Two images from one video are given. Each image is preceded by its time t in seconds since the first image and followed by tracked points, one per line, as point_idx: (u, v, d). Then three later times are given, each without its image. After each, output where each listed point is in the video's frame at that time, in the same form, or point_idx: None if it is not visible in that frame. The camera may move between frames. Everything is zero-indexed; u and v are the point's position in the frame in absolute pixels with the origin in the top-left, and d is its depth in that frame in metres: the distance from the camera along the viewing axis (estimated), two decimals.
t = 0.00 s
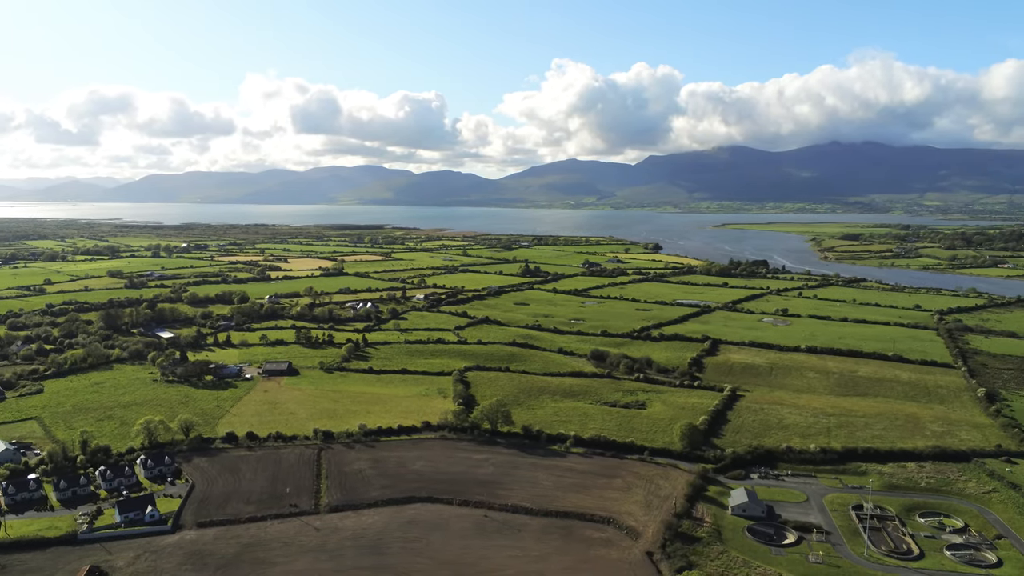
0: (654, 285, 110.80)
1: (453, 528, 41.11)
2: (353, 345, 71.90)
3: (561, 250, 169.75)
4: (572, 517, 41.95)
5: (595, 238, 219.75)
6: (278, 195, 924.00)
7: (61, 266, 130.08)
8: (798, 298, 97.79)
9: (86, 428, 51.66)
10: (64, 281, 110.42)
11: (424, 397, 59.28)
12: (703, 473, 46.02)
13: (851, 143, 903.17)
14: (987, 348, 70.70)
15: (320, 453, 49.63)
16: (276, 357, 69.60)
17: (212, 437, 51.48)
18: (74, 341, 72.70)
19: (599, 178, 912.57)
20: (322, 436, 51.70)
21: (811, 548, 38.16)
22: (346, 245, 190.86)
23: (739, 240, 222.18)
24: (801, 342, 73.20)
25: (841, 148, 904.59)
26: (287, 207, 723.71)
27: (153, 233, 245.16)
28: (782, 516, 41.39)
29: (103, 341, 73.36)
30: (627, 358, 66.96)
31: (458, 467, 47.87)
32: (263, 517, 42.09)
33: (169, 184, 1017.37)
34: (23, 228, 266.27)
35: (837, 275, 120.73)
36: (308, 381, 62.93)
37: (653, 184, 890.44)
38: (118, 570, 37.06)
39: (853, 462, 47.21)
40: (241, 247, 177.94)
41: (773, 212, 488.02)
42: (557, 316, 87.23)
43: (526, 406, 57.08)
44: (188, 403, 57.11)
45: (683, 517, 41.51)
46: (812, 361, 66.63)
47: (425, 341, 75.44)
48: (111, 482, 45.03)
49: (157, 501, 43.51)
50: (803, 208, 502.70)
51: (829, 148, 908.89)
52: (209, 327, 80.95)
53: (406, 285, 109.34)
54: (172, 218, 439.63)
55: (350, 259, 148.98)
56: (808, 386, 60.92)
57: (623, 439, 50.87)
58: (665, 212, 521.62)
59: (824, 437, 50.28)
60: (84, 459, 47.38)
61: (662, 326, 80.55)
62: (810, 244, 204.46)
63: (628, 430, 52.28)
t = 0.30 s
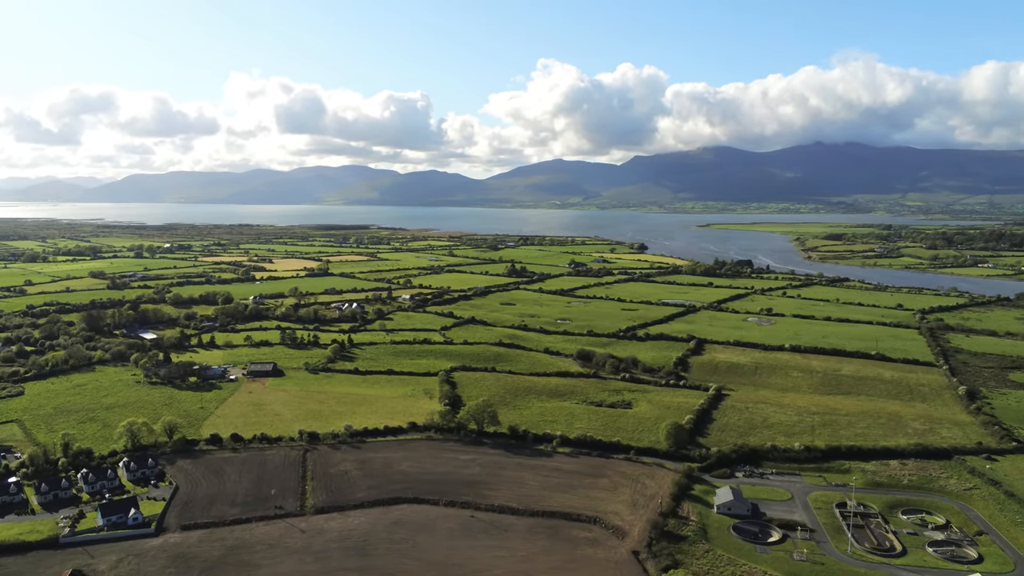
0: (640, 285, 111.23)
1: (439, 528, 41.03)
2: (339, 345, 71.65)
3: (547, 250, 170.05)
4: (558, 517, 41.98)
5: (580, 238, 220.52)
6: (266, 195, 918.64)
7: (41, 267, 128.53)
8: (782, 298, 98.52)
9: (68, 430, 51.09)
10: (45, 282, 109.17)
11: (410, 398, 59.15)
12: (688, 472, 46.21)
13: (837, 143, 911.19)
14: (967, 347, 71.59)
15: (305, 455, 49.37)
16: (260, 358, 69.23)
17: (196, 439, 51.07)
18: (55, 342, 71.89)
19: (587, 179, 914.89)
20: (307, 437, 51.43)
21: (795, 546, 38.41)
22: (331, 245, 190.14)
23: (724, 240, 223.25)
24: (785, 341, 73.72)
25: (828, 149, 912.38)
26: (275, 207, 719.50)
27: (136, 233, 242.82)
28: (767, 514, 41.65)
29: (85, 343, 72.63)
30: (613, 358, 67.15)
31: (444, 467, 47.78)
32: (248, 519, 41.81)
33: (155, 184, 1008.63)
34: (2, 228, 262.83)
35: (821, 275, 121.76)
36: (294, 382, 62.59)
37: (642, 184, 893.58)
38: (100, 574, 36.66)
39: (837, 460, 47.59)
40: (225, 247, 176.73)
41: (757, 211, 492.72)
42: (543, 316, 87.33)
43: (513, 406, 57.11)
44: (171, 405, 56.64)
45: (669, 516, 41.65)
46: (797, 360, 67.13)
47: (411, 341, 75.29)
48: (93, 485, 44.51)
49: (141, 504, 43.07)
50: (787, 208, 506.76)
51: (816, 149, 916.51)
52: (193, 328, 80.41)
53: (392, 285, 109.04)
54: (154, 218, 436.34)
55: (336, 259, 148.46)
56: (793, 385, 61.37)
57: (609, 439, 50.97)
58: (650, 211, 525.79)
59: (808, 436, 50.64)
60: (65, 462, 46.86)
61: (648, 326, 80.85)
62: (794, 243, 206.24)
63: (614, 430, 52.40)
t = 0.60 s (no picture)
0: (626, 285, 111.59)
1: (425, 529, 40.93)
2: (324, 346, 71.34)
3: (533, 251, 170.16)
4: (545, 517, 42.00)
5: (565, 238, 220.93)
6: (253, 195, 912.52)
7: (21, 268, 126.88)
8: (766, 297, 99.18)
9: (49, 433, 50.49)
10: (24, 283, 107.77)
11: (395, 398, 58.99)
12: (674, 471, 46.39)
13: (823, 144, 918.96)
14: (948, 345, 72.43)
15: (290, 456, 49.09)
16: (244, 359, 68.80)
17: (179, 441, 50.66)
18: (35, 344, 71.03)
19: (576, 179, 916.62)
20: (292, 438, 51.17)
21: (779, 544, 38.67)
22: (316, 245, 189.14)
23: (708, 240, 224.00)
24: (769, 340, 74.23)
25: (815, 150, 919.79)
26: (262, 207, 714.69)
27: (117, 234, 240.02)
28: (751, 513, 41.89)
29: (66, 345, 71.81)
30: (599, 357, 67.32)
31: (430, 468, 47.69)
32: (232, 521, 41.51)
33: (141, 184, 999.10)
34: None
35: (805, 275, 122.73)
36: (278, 383, 62.24)
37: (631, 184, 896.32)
38: None
39: (820, 458, 47.98)
40: (208, 248, 175.35)
41: (741, 211, 496.60)
42: (529, 316, 87.40)
43: (499, 406, 57.10)
44: (154, 407, 56.12)
45: (655, 515, 41.79)
46: (780, 359, 67.62)
47: (397, 341, 75.08)
48: (75, 488, 44.09)
49: (123, 507, 42.71)
50: (773, 208, 510.72)
51: (803, 150, 923.73)
52: (176, 329, 79.79)
53: (378, 285, 108.71)
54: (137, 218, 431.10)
55: (321, 260, 147.80)
56: (777, 384, 61.78)
57: (595, 438, 51.08)
58: (637, 211, 528.37)
59: (792, 434, 51.00)
60: (46, 465, 46.32)
61: (633, 325, 81.15)
62: (778, 243, 207.79)
63: (600, 430, 52.52)
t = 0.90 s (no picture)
0: (612, 285, 111.91)
1: (411, 530, 40.85)
2: (309, 347, 70.98)
3: (518, 251, 170.23)
4: (531, 517, 42.04)
5: (551, 238, 221.15)
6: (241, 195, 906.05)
7: None
8: (750, 297, 99.88)
9: (29, 436, 49.84)
10: (3, 284, 106.26)
11: (381, 399, 58.82)
12: (659, 470, 46.55)
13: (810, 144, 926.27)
14: (929, 343, 73.25)
15: (275, 458, 48.83)
16: (228, 360, 68.33)
17: (162, 443, 50.23)
18: (15, 345, 70.10)
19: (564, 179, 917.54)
20: (277, 440, 50.89)
21: (763, 541, 38.93)
22: (301, 246, 188.03)
23: (693, 240, 224.67)
24: (753, 340, 74.72)
25: (802, 150, 926.60)
26: (248, 207, 709.26)
27: (97, 234, 237.04)
28: (736, 511, 42.14)
29: (46, 346, 70.94)
30: (584, 357, 67.47)
31: (416, 468, 47.58)
32: (216, 524, 41.20)
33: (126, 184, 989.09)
34: None
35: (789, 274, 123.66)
36: (263, 384, 61.87)
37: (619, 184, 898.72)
38: None
39: (803, 456, 48.36)
40: (191, 248, 173.81)
41: (725, 211, 499.53)
42: (515, 316, 87.42)
43: (485, 406, 57.09)
44: (136, 409, 55.59)
45: (640, 514, 41.94)
46: (764, 358, 68.07)
47: (382, 342, 74.85)
48: (56, 492, 43.54)
49: (105, 510, 42.22)
50: (758, 207, 514.35)
51: (790, 150, 930.59)
52: (158, 330, 79.10)
53: (363, 286, 108.29)
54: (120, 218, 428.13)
55: (305, 260, 146.98)
56: (761, 382, 62.20)
57: (581, 438, 51.19)
58: (619, 211, 530.36)
59: (776, 432, 51.36)
60: (26, 468, 45.71)
61: (619, 325, 81.39)
62: (762, 243, 209.23)
63: (586, 429, 52.63)
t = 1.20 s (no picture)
0: (597, 285, 112.16)
1: (398, 531, 40.71)
2: (293, 348, 70.58)
3: (504, 251, 170.19)
4: (517, 517, 42.04)
5: (537, 239, 221.21)
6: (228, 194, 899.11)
7: None
8: (735, 296, 100.47)
9: (8, 439, 49.17)
10: None
11: (367, 400, 58.59)
12: (645, 469, 46.70)
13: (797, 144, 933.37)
14: (911, 342, 74.03)
15: (259, 459, 48.54)
16: (212, 361, 67.80)
17: (145, 445, 49.77)
18: None
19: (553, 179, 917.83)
20: (261, 441, 50.58)
21: (748, 539, 39.15)
22: (285, 246, 186.82)
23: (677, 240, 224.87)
24: (738, 339, 75.17)
25: (789, 150, 933.02)
26: (235, 207, 703.54)
27: (77, 234, 234.04)
28: (721, 509, 42.35)
29: (26, 348, 70.06)
30: (570, 356, 67.59)
31: (402, 469, 47.45)
32: (200, 526, 40.85)
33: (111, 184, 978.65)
34: None
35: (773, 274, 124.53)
36: (247, 385, 61.46)
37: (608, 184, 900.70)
38: None
39: (787, 454, 48.69)
40: (173, 249, 172.19)
41: (710, 211, 502.21)
42: (501, 317, 87.42)
43: (471, 407, 57.05)
44: (119, 411, 55.02)
45: (626, 513, 42.05)
46: (748, 357, 68.52)
47: (367, 342, 74.58)
48: (36, 495, 42.99)
49: (87, 513, 41.74)
50: (743, 207, 517.18)
51: (778, 150, 936.88)
52: (141, 331, 78.42)
53: (348, 286, 107.87)
54: (99, 218, 420.74)
55: (290, 261, 146.01)
56: (745, 381, 62.59)
57: (567, 438, 51.27)
58: (605, 211, 531.85)
59: (760, 431, 51.70)
60: (6, 472, 45.09)
61: (605, 324, 81.59)
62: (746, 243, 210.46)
63: (572, 429, 52.71)
